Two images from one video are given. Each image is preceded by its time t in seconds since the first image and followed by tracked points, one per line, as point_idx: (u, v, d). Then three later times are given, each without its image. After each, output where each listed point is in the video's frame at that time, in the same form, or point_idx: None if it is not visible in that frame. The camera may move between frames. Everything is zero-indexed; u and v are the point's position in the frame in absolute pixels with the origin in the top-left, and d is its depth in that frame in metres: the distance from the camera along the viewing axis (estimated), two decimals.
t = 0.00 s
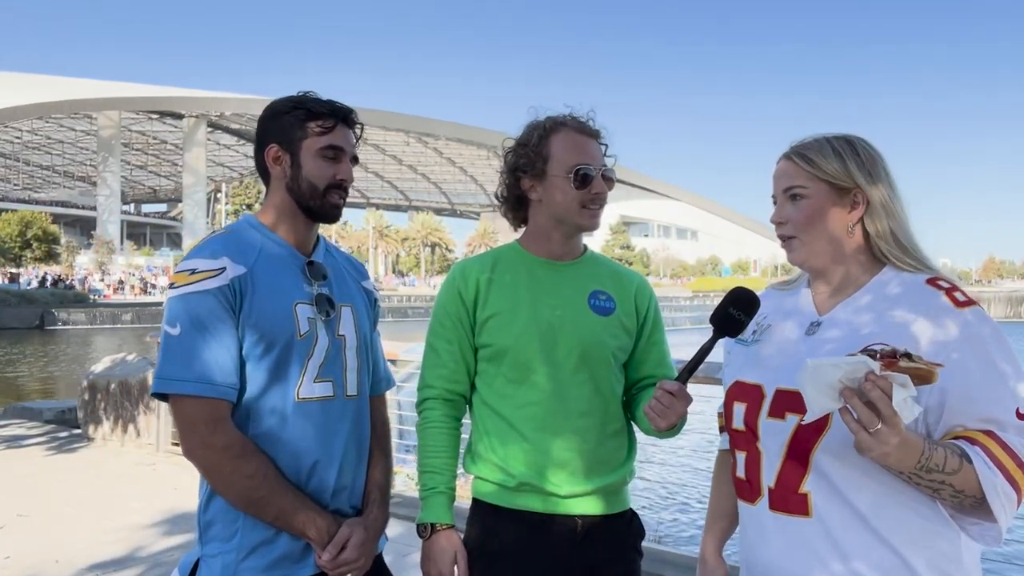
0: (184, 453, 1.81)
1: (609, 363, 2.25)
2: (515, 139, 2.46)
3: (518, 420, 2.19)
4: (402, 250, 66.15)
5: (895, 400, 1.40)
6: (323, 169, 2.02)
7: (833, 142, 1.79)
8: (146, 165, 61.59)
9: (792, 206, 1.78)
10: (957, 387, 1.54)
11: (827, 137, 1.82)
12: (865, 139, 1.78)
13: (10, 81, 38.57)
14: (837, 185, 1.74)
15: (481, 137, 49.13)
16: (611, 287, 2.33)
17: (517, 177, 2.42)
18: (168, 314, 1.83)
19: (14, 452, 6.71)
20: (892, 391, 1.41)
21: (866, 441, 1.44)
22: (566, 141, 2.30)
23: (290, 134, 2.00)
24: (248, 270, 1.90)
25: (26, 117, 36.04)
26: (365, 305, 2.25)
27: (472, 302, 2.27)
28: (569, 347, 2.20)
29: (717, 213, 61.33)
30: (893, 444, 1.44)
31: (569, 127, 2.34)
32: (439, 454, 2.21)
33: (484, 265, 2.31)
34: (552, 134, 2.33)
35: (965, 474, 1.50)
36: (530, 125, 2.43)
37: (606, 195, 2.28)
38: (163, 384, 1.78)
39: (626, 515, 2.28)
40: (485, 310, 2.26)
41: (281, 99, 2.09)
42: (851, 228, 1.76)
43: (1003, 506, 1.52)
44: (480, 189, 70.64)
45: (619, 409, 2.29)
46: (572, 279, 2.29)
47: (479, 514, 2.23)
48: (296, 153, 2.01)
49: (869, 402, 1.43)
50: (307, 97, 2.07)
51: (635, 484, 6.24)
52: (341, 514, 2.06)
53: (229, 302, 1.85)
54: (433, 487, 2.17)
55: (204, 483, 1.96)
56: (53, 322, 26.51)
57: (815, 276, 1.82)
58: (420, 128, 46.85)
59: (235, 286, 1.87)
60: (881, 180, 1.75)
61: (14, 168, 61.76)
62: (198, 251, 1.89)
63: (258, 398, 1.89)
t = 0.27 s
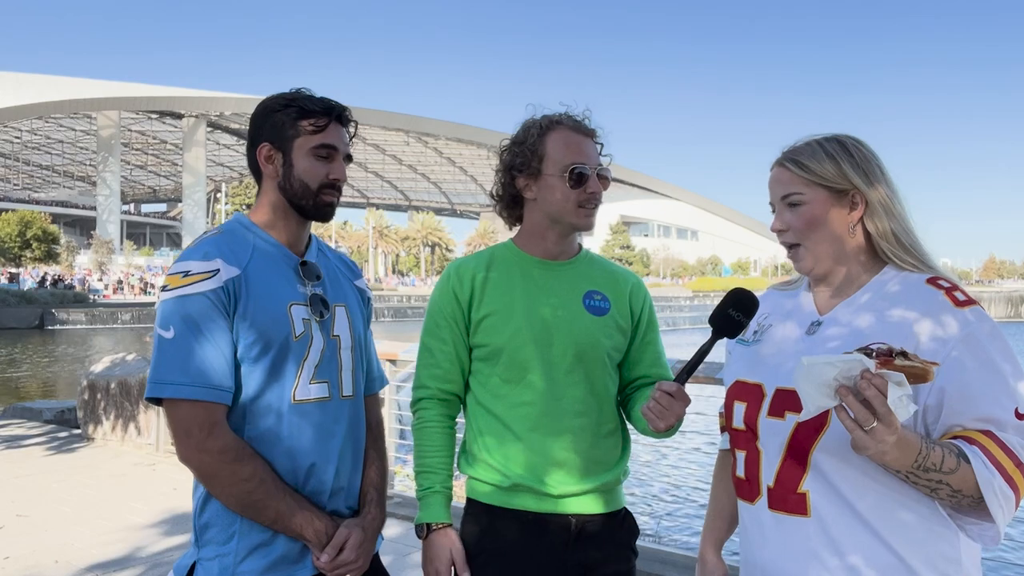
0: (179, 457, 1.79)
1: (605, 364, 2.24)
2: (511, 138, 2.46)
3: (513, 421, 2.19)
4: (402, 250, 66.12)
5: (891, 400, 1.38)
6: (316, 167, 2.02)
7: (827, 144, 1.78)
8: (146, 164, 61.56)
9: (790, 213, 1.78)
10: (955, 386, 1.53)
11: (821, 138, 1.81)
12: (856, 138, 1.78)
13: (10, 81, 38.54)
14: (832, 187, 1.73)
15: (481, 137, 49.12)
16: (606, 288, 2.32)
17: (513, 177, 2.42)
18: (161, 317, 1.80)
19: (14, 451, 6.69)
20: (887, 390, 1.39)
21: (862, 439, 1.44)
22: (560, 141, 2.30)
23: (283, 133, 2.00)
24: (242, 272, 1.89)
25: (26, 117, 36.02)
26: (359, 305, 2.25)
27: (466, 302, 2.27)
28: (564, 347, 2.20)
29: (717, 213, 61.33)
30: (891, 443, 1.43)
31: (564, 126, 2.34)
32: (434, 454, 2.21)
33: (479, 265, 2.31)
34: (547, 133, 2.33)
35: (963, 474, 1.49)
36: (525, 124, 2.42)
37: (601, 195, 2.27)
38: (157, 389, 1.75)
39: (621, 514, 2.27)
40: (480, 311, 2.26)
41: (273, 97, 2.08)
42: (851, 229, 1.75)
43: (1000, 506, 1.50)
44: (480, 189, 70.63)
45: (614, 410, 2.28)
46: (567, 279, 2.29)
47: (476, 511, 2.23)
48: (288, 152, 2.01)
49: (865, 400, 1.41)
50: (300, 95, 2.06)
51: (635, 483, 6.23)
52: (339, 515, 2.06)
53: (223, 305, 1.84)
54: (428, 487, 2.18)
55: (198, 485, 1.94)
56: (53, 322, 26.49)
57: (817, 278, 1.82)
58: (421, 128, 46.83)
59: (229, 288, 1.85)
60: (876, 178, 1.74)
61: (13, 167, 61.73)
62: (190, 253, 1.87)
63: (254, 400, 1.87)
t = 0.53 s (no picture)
0: (175, 460, 1.78)
1: (591, 370, 2.25)
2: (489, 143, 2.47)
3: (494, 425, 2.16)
4: (402, 250, 66.10)
5: (892, 399, 1.38)
6: (309, 166, 2.01)
7: (827, 145, 1.77)
8: (146, 164, 61.52)
9: (789, 213, 1.77)
10: (956, 385, 1.53)
11: (819, 139, 1.81)
12: (856, 139, 1.77)
13: (10, 81, 38.52)
14: (830, 188, 1.73)
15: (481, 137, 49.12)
16: (591, 291, 2.32)
17: (493, 182, 2.44)
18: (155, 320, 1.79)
19: (13, 452, 6.69)
20: (887, 389, 1.39)
21: (864, 439, 1.42)
22: (524, 145, 2.29)
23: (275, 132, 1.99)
24: (237, 274, 1.88)
25: (26, 117, 36.00)
26: (354, 304, 2.25)
27: (452, 306, 2.26)
28: (550, 352, 2.19)
29: (717, 213, 61.34)
30: (889, 442, 1.42)
31: (530, 129, 2.33)
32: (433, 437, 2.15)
33: (464, 269, 2.29)
34: (515, 137, 2.33)
35: (965, 473, 1.49)
36: (502, 127, 2.44)
37: (560, 194, 2.22)
38: (152, 393, 1.74)
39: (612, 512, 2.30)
40: (465, 316, 2.25)
41: (264, 94, 2.07)
42: (852, 231, 1.75)
43: (1002, 506, 1.50)
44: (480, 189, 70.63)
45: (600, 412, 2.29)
46: (554, 284, 2.28)
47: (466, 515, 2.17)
48: (280, 152, 2.00)
49: (866, 400, 1.41)
50: (291, 92, 2.05)
51: (635, 483, 6.23)
52: (337, 516, 2.06)
53: (218, 308, 1.82)
54: (441, 462, 2.09)
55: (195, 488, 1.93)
56: (52, 322, 26.47)
57: (817, 279, 1.81)
58: (421, 128, 46.83)
59: (224, 291, 1.84)
60: (875, 179, 1.73)
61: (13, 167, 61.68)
62: (184, 255, 1.86)
63: (251, 403, 1.87)
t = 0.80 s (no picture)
0: (175, 465, 1.77)
1: (599, 368, 2.24)
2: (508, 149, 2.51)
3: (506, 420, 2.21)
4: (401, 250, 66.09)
5: (901, 401, 1.38)
6: (303, 165, 2.00)
7: (825, 145, 1.77)
8: (146, 164, 61.50)
9: (786, 212, 1.77)
10: (959, 385, 1.52)
11: (816, 140, 1.80)
12: (853, 139, 1.77)
13: (9, 80, 38.50)
14: (828, 188, 1.72)
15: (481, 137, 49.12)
16: (602, 291, 2.31)
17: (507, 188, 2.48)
18: (151, 324, 1.77)
19: (13, 452, 6.69)
20: (897, 391, 1.38)
21: (872, 441, 1.43)
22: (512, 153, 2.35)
23: (269, 130, 1.98)
24: (233, 275, 1.87)
25: (26, 116, 35.98)
26: (348, 302, 2.25)
27: (470, 303, 2.30)
28: (557, 352, 2.21)
29: (716, 213, 61.37)
30: (897, 444, 1.42)
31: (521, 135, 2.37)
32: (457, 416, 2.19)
33: (482, 268, 2.33)
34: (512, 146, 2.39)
35: (969, 473, 1.48)
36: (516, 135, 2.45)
37: (528, 194, 2.25)
38: (151, 397, 1.73)
39: (623, 512, 2.27)
40: (480, 314, 2.29)
41: (253, 92, 2.05)
42: (847, 230, 1.74)
43: (1008, 505, 1.49)
44: (479, 189, 70.63)
45: (613, 412, 2.27)
46: (563, 284, 2.29)
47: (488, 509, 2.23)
48: (275, 150, 1.99)
49: (875, 402, 1.41)
50: (280, 90, 2.04)
51: (635, 483, 6.23)
52: (337, 516, 2.06)
53: (216, 310, 1.82)
54: (471, 419, 2.12)
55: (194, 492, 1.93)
56: (52, 322, 26.46)
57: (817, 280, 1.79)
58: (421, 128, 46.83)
59: (222, 293, 1.83)
60: (871, 177, 1.73)
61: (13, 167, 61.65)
62: (179, 258, 1.84)
63: (250, 405, 1.86)
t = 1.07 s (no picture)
0: (177, 467, 1.76)
1: (619, 368, 2.27)
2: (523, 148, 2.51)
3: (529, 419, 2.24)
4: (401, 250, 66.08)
5: (905, 404, 1.37)
6: (302, 165, 2.00)
7: (822, 144, 1.77)
8: (146, 164, 61.49)
9: (782, 211, 1.76)
10: (958, 387, 1.51)
11: (813, 139, 1.80)
12: (849, 139, 1.77)
13: (9, 80, 38.49)
14: (824, 188, 1.72)
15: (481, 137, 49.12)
16: (617, 291, 2.34)
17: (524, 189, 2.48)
18: (151, 326, 1.77)
19: (13, 452, 6.68)
20: (899, 393, 1.38)
21: (874, 443, 1.43)
22: (555, 153, 2.32)
23: (266, 130, 1.97)
24: (232, 277, 1.87)
25: (25, 116, 35.96)
26: (345, 302, 2.25)
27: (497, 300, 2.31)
28: (575, 350, 2.25)
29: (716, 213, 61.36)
30: (900, 445, 1.42)
31: (563, 137, 2.36)
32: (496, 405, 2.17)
33: (501, 269, 2.35)
34: (546, 147, 2.37)
35: (969, 474, 1.48)
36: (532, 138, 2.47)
37: (593, 201, 2.26)
38: (151, 400, 1.72)
39: (639, 509, 2.28)
40: (508, 311, 2.30)
41: (249, 92, 2.05)
42: (844, 229, 1.74)
43: (1006, 505, 1.48)
44: (479, 189, 70.62)
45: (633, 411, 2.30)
46: (578, 286, 2.32)
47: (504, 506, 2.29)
48: (273, 149, 1.98)
49: (876, 403, 1.41)
50: (276, 90, 2.04)
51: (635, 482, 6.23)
52: (338, 516, 2.05)
53: (215, 312, 1.81)
54: (531, 393, 2.11)
55: (195, 494, 1.92)
56: (51, 322, 26.45)
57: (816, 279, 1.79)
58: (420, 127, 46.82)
59: (221, 294, 1.83)
60: (867, 176, 1.72)
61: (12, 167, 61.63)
62: (177, 260, 1.84)
63: (251, 406, 1.85)
